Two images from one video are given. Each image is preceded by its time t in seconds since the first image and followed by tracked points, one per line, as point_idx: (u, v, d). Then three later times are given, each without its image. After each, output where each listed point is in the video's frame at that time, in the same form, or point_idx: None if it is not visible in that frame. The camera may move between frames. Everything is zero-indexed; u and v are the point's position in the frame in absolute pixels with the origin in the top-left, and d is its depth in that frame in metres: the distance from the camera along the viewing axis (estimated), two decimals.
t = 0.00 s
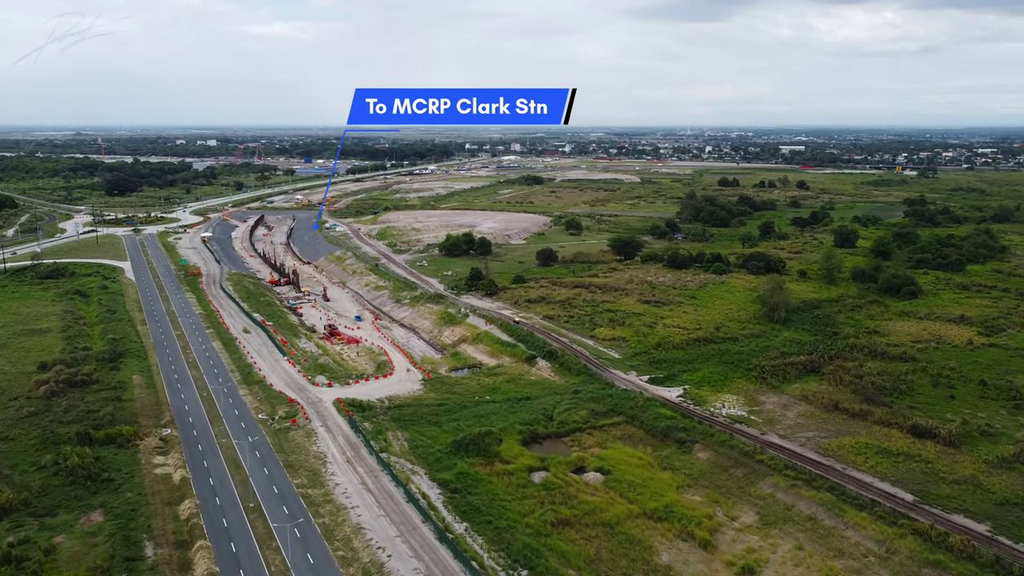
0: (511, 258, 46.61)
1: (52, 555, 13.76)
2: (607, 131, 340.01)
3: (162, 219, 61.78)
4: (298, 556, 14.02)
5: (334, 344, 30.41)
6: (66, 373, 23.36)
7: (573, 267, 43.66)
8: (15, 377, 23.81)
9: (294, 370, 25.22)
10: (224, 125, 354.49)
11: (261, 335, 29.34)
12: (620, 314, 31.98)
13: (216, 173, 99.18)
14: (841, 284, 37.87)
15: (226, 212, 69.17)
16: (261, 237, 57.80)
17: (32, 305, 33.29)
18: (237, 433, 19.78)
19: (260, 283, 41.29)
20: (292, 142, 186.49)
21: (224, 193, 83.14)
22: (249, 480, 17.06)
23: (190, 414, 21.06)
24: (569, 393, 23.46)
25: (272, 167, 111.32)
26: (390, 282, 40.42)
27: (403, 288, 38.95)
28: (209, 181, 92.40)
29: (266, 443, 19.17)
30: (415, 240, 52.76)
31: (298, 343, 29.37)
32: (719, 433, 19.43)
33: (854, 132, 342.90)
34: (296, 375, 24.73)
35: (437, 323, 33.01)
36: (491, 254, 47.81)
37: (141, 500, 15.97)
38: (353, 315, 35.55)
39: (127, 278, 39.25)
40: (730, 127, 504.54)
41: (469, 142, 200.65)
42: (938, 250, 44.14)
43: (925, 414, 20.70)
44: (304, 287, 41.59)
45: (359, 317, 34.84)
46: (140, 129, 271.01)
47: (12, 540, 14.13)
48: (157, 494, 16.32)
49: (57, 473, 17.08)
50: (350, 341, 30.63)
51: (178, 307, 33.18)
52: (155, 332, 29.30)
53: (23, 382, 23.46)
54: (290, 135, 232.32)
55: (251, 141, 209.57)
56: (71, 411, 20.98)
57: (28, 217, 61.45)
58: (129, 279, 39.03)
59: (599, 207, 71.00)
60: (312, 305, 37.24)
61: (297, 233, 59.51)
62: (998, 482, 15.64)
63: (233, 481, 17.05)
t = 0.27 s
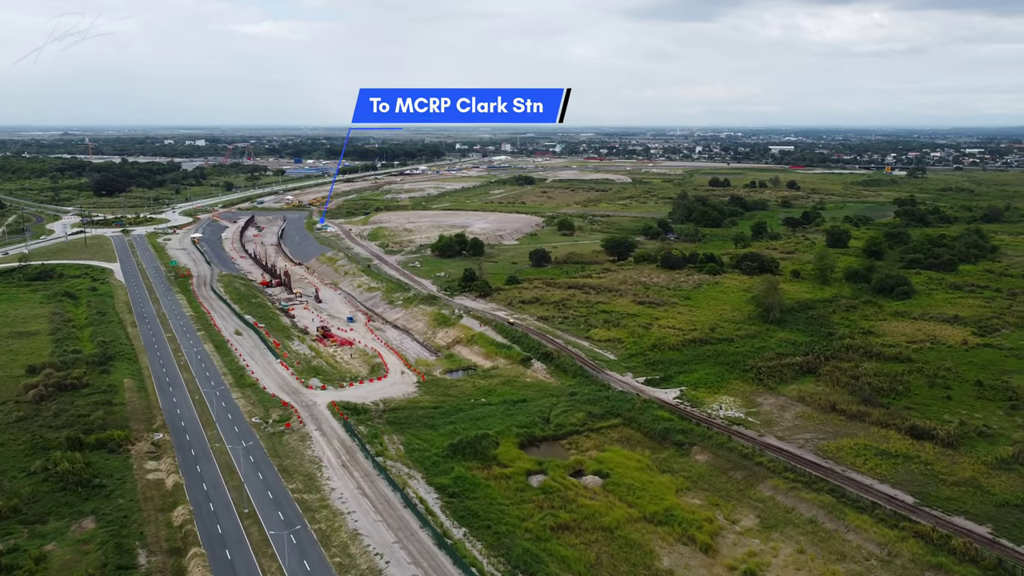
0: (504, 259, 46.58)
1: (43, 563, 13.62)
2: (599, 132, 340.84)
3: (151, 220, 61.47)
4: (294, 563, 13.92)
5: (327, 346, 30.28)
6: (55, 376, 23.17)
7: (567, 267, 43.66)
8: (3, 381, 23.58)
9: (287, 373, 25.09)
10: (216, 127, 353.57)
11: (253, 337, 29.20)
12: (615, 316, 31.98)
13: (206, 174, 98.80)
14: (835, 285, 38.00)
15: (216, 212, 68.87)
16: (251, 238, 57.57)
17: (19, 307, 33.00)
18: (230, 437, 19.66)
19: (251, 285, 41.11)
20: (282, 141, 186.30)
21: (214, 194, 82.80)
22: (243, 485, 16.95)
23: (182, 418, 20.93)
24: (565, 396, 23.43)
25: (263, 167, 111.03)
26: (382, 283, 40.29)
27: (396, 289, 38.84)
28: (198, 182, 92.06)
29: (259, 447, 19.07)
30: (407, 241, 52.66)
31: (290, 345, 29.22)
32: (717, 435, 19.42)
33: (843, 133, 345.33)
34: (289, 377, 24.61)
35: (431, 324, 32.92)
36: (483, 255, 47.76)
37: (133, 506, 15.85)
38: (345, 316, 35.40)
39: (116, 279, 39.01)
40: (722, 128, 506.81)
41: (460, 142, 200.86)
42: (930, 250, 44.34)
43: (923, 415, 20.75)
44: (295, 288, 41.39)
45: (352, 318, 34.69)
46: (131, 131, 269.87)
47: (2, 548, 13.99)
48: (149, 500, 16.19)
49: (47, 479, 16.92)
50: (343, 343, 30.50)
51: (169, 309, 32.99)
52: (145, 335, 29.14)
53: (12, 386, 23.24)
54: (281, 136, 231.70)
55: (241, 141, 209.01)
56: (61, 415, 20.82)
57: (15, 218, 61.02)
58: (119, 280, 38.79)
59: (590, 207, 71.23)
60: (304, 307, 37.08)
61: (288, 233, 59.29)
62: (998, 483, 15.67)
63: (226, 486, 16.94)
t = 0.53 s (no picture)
0: (496, 259, 46.54)
1: (33, 572, 13.47)
2: (587, 131, 341.80)
3: (139, 221, 61.16)
4: (290, 571, 13.82)
5: (319, 348, 30.12)
6: (43, 380, 22.97)
7: (559, 268, 43.68)
8: None
9: (280, 376, 24.96)
10: (206, 128, 352.19)
11: (244, 339, 29.04)
12: (609, 317, 31.97)
13: (194, 174, 98.39)
14: (827, 285, 38.13)
15: (205, 213, 68.58)
16: (241, 239, 57.33)
17: (6, 309, 32.69)
18: (222, 442, 19.53)
19: (241, 286, 40.88)
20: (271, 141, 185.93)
21: (203, 194, 82.45)
22: (237, 490, 16.84)
23: (174, 422, 20.77)
24: (561, 398, 23.39)
25: (252, 168, 110.70)
26: (374, 284, 40.16)
27: (388, 290, 38.72)
28: (187, 182, 91.69)
29: (252, 451, 18.96)
30: (398, 241, 52.58)
31: (282, 347, 29.07)
32: (715, 437, 19.42)
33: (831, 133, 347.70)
34: (281, 380, 24.48)
35: (423, 326, 32.83)
36: (475, 255, 47.72)
37: (125, 513, 15.69)
38: (337, 317, 35.26)
39: (105, 281, 38.75)
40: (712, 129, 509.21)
41: (450, 142, 201.11)
42: (920, 250, 44.54)
43: (919, 416, 20.81)
44: (286, 289, 41.21)
45: (344, 320, 34.56)
46: (120, 133, 268.19)
47: None
48: (141, 506, 16.03)
49: (36, 485, 16.74)
50: (336, 345, 30.36)
51: (158, 311, 32.80)
52: (135, 337, 28.95)
53: None
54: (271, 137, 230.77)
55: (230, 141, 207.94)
56: (49, 420, 20.62)
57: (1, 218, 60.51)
58: (107, 282, 38.53)
59: (581, 207, 71.41)
60: (295, 308, 36.92)
61: (279, 234, 59.10)
62: (997, 484, 15.72)
63: (220, 491, 16.81)
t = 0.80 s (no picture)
0: (487, 260, 46.50)
1: None
2: (576, 132, 343.05)
3: (126, 222, 60.79)
4: None
5: (310, 350, 29.96)
6: (30, 385, 22.72)
7: (550, 268, 43.67)
8: None
9: (271, 379, 24.82)
10: (195, 130, 350.61)
11: (235, 341, 28.89)
12: (602, 318, 31.96)
13: (181, 174, 97.95)
14: (819, 285, 38.28)
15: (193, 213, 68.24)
16: (229, 240, 57.07)
17: None
18: (214, 446, 19.39)
19: (231, 288, 40.65)
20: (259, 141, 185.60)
21: (190, 195, 82.07)
22: (230, 496, 16.72)
23: (164, 427, 20.61)
24: (556, 400, 23.37)
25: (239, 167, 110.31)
26: (365, 285, 40.04)
27: (379, 291, 38.60)
28: (174, 183, 91.21)
29: (244, 456, 18.84)
30: (389, 242, 52.50)
31: (273, 350, 28.93)
32: (712, 439, 19.43)
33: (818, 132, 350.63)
34: (273, 383, 24.35)
35: (416, 327, 32.75)
36: (466, 256, 47.69)
37: (115, 520, 15.51)
38: (328, 319, 35.14)
39: (92, 283, 38.46)
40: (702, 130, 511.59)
41: (439, 142, 201.39)
42: (910, 250, 44.77)
43: (915, 416, 20.89)
44: (276, 291, 41.04)
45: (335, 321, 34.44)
46: (108, 135, 265.92)
47: None
48: (132, 513, 15.86)
49: (24, 492, 16.53)
50: (327, 347, 30.24)
51: (147, 314, 32.61)
52: (123, 340, 28.74)
53: None
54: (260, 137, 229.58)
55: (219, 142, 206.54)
56: (37, 425, 20.38)
57: None
58: (94, 284, 38.24)
59: (571, 207, 71.57)
60: (285, 309, 36.75)
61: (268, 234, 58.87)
62: (995, 485, 15.79)
63: (213, 497, 16.67)
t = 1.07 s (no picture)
0: (480, 260, 46.48)
1: None
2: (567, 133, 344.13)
3: (114, 223, 60.47)
4: None
5: (304, 352, 29.83)
6: (19, 389, 22.55)
7: (544, 269, 43.67)
8: None
9: (264, 382, 24.72)
10: (185, 131, 349.69)
11: (227, 343, 28.79)
12: (597, 319, 31.94)
13: (170, 175, 97.56)
14: (812, 285, 38.40)
15: (182, 214, 67.98)
16: (219, 240, 56.84)
17: None
18: (208, 451, 19.28)
19: (222, 289, 40.47)
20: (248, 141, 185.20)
21: (179, 195, 81.77)
22: (224, 501, 16.61)
23: (156, 431, 20.49)
24: (552, 402, 23.34)
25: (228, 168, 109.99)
26: (357, 286, 39.95)
27: (372, 292, 38.53)
28: (163, 183, 90.84)
29: (238, 460, 18.74)
30: (381, 243, 52.44)
31: (266, 352, 28.83)
32: (711, 441, 19.44)
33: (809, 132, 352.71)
34: (266, 386, 24.25)
35: (409, 329, 32.71)
36: (459, 256, 47.69)
37: (108, 527, 15.37)
38: (320, 321, 35.04)
39: (81, 285, 38.26)
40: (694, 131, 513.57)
41: (429, 142, 201.49)
42: (903, 250, 44.95)
43: (912, 417, 20.95)
44: (268, 292, 40.91)
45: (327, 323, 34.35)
46: (99, 138, 264.60)
47: None
48: (125, 520, 15.73)
49: (15, 499, 16.36)
50: (321, 349, 30.14)
51: (137, 316, 32.46)
52: (113, 343, 28.61)
53: None
54: (251, 138, 228.61)
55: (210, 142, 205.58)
56: (27, 431, 20.21)
57: None
58: (82, 286, 38.03)
59: (562, 207, 71.66)
60: (277, 311, 36.62)
61: (259, 235, 58.69)
62: (994, 486, 15.84)
63: (207, 503, 16.55)
